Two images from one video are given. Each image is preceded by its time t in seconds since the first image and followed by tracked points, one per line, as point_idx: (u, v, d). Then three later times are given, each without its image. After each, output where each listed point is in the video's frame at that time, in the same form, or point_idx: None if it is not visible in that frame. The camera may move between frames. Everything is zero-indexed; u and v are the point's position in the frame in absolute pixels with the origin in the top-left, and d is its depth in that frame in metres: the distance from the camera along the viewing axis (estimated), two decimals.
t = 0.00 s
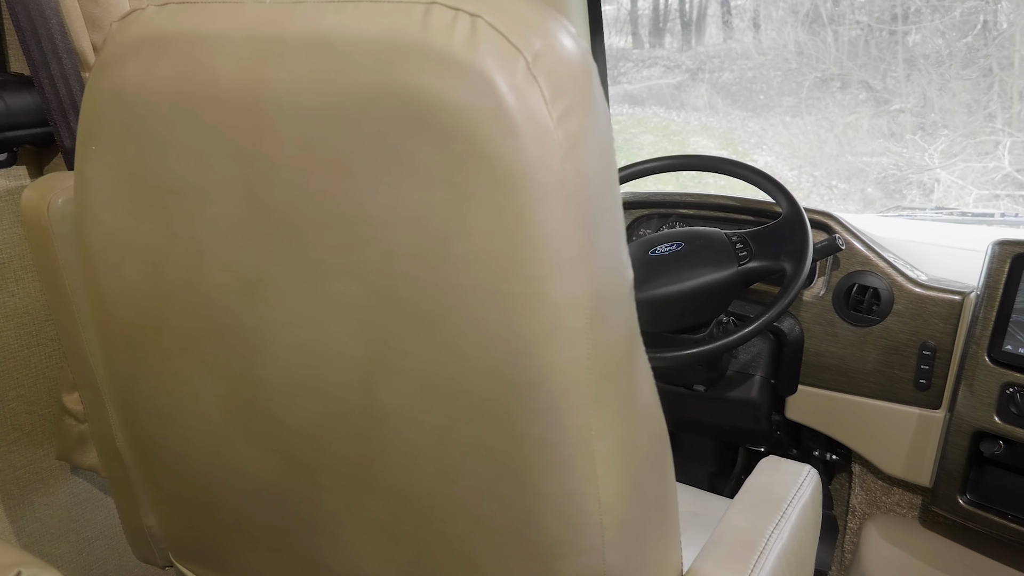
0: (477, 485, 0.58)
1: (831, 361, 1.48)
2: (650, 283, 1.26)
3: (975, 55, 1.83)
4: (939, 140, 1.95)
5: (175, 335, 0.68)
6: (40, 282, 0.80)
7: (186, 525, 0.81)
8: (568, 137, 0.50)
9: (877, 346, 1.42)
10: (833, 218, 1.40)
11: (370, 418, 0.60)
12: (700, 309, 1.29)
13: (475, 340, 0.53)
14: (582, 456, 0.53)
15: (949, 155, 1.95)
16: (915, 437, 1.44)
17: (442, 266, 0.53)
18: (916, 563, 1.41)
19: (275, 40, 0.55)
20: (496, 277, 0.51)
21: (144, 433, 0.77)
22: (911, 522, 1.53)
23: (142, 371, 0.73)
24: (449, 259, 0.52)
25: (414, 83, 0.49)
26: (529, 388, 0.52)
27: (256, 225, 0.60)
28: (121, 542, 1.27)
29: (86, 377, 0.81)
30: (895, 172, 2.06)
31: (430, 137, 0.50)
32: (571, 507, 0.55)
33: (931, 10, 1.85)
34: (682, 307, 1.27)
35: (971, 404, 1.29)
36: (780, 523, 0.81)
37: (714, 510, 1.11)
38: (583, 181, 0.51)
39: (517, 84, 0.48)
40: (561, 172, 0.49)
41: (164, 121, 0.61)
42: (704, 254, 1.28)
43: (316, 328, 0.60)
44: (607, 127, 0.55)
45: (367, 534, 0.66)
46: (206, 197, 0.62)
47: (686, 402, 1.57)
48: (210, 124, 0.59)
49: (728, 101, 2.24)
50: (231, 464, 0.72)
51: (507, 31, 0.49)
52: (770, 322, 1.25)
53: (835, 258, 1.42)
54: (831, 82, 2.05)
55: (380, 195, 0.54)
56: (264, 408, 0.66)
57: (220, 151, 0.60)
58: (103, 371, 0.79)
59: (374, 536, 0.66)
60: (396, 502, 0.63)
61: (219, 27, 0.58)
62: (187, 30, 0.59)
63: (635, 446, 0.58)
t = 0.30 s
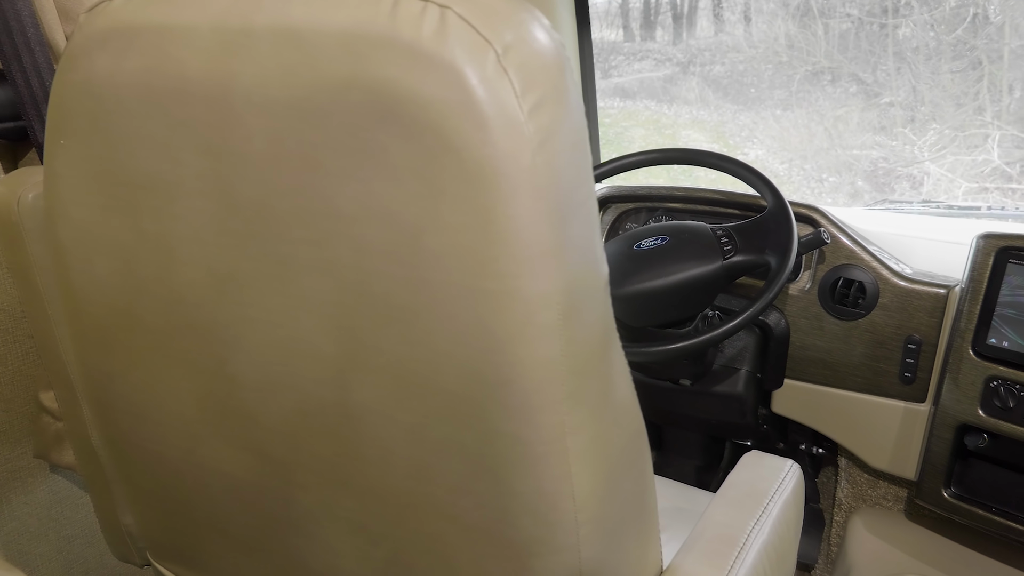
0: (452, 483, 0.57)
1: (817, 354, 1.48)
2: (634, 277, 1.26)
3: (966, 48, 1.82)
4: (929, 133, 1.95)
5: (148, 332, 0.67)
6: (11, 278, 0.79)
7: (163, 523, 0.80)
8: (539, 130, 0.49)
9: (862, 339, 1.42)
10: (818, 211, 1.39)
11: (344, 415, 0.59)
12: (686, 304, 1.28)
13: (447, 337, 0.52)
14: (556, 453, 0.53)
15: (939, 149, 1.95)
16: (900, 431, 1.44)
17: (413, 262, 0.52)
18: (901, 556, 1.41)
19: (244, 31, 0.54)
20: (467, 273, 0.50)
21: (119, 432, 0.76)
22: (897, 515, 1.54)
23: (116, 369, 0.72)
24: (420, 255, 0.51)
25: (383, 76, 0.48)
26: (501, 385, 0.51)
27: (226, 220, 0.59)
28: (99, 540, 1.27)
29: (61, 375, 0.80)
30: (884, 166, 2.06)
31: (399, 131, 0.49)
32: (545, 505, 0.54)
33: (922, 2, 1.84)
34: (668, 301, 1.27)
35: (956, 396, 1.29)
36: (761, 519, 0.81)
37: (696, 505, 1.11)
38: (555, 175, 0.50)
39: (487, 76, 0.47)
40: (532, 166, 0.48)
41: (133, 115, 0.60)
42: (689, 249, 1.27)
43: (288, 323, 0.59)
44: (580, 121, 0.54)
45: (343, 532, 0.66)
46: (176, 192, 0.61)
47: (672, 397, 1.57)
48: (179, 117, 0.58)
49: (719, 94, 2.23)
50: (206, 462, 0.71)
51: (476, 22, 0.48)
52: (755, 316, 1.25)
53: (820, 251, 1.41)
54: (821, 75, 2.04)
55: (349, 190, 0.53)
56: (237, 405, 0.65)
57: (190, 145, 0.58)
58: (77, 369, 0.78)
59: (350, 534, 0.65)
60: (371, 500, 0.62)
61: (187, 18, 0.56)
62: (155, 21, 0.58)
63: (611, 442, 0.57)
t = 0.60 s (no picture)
0: (425, 481, 0.56)
1: (802, 348, 1.48)
2: (619, 271, 1.25)
3: (954, 40, 1.82)
4: (920, 126, 1.95)
5: (119, 329, 0.66)
6: None
7: (139, 522, 0.79)
8: (510, 124, 0.48)
9: (848, 333, 1.42)
10: (803, 204, 1.39)
11: (316, 413, 0.59)
12: (671, 298, 1.28)
13: (419, 334, 0.52)
14: (530, 451, 0.52)
15: (928, 142, 1.95)
16: (885, 424, 1.43)
17: (384, 258, 0.51)
18: (886, 549, 1.41)
19: (211, 23, 0.53)
20: (438, 269, 0.49)
21: (94, 430, 0.75)
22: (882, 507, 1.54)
23: (88, 367, 0.71)
24: (391, 251, 0.51)
25: (351, 69, 0.47)
26: (474, 382, 0.51)
27: (196, 215, 0.58)
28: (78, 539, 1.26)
29: (35, 373, 0.78)
30: (874, 158, 2.06)
31: (367, 124, 0.48)
32: (520, 503, 0.54)
33: None
34: (653, 296, 1.26)
35: (941, 390, 1.29)
36: (742, 515, 0.80)
37: (680, 500, 1.11)
38: (526, 169, 0.49)
39: (455, 69, 0.46)
40: (503, 161, 0.47)
41: (100, 109, 0.59)
42: (673, 243, 1.27)
43: (259, 321, 0.58)
44: (553, 114, 0.53)
45: (318, 532, 0.65)
46: (145, 187, 0.60)
47: (658, 391, 1.56)
48: (147, 110, 0.57)
49: (710, 88, 2.24)
50: (180, 461, 0.70)
51: (445, 13, 0.47)
52: (740, 310, 1.25)
53: (806, 244, 1.41)
54: (811, 68, 2.04)
55: (319, 185, 0.52)
56: (210, 403, 0.64)
57: (158, 139, 0.57)
58: (49, 367, 0.77)
59: (325, 533, 0.64)
60: (345, 499, 0.61)
61: (153, 10, 0.55)
62: (121, 13, 0.57)
63: (586, 440, 0.56)
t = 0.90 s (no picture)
0: (399, 480, 0.56)
1: (788, 342, 1.48)
2: (603, 266, 1.25)
3: (943, 33, 1.81)
4: (910, 118, 1.94)
5: (90, 327, 0.65)
6: None
7: (114, 521, 0.78)
8: (479, 118, 0.47)
9: (834, 327, 1.42)
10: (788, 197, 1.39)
11: (288, 411, 0.58)
12: (656, 292, 1.27)
13: (390, 331, 0.51)
14: (502, 450, 0.51)
15: (917, 136, 1.95)
16: (870, 417, 1.43)
17: (354, 254, 0.50)
18: (871, 542, 1.42)
19: (173, 14, 0.51)
20: (408, 265, 0.48)
21: (67, 428, 0.74)
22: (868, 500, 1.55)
23: (60, 365, 0.70)
24: (360, 247, 0.50)
25: (316, 62, 0.46)
26: (445, 380, 0.50)
27: (165, 211, 0.57)
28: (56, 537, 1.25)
29: (5, 372, 0.77)
30: (864, 150, 2.05)
31: (335, 118, 0.47)
32: (493, 502, 0.53)
33: None
34: (637, 290, 1.25)
35: (925, 383, 1.29)
36: (722, 510, 0.80)
37: (663, 495, 1.11)
38: (496, 164, 0.48)
39: (423, 61, 0.45)
40: (472, 155, 0.46)
41: (63, 102, 0.58)
42: (658, 237, 1.26)
43: (230, 318, 0.57)
44: (525, 107, 0.52)
45: (293, 531, 0.64)
46: (113, 183, 0.58)
47: (643, 385, 1.56)
48: (109, 104, 0.55)
49: (701, 81, 2.25)
50: (153, 460, 0.69)
51: (412, 4, 0.45)
52: (724, 304, 1.24)
53: (791, 238, 1.41)
54: (803, 61, 2.05)
55: (288, 181, 0.51)
56: (182, 401, 0.64)
57: (124, 134, 0.56)
58: (18, 366, 0.75)
59: (300, 532, 0.64)
60: (319, 498, 0.60)
61: None
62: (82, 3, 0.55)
63: (560, 437, 0.56)
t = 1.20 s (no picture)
0: (370, 480, 0.55)
1: (773, 336, 1.47)
2: (587, 260, 1.24)
3: (933, 25, 1.82)
4: (899, 112, 1.95)
5: (59, 326, 0.64)
6: None
7: (88, 521, 0.77)
8: (448, 112, 0.46)
9: (819, 320, 1.41)
10: (773, 190, 1.39)
11: (259, 409, 0.57)
12: (640, 286, 1.27)
13: (358, 328, 0.50)
14: (473, 449, 0.51)
15: (907, 129, 1.95)
16: (856, 411, 1.43)
17: (321, 250, 0.49)
18: (856, 536, 1.42)
19: (136, 6, 0.49)
20: (375, 261, 0.47)
21: (38, 428, 0.73)
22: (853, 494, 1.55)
23: (30, 363, 0.69)
24: (327, 243, 0.49)
25: (281, 54, 0.45)
26: (415, 377, 0.49)
27: (132, 207, 0.56)
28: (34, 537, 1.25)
29: None
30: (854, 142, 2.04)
31: (301, 112, 0.46)
32: (466, 500, 0.52)
33: None
34: (621, 284, 1.25)
35: (910, 377, 1.29)
36: (703, 506, 0.79)
37: (646, 491, 1.10)
38: (465, 158, 0.47)
39: (390, 54, 0.44)
40: (440, 150, 0.46)
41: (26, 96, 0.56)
42: (643, 231, 1.25)
43: (199, 316, 0.57)
44: (495, 99, 0.51)
45: (266, 531, 0.63)
46: (79, 179, 0.57)
47: (629, 380, 1.55)
48: (72, 97, 0.54)
49: (692, 74, 2.24)
50: (125, 459, 0.68)
51: None
52: (709, 298, 1.24)
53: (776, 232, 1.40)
54: (793, 54, 2.04)
55: (254, 176, 0.50)
56: (153, 401, 0.63)
57: (88, 129, 0.55)
58: None
59: (274, 532, 0.63)
60: (291, 497, 0.60)
61: None
62: None
63: (534, 434, 0.55)
